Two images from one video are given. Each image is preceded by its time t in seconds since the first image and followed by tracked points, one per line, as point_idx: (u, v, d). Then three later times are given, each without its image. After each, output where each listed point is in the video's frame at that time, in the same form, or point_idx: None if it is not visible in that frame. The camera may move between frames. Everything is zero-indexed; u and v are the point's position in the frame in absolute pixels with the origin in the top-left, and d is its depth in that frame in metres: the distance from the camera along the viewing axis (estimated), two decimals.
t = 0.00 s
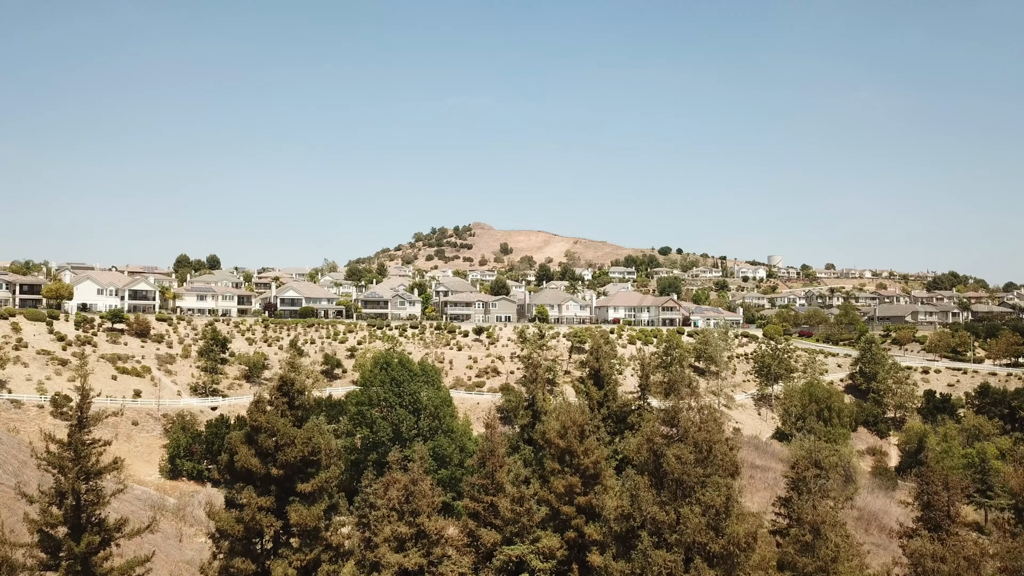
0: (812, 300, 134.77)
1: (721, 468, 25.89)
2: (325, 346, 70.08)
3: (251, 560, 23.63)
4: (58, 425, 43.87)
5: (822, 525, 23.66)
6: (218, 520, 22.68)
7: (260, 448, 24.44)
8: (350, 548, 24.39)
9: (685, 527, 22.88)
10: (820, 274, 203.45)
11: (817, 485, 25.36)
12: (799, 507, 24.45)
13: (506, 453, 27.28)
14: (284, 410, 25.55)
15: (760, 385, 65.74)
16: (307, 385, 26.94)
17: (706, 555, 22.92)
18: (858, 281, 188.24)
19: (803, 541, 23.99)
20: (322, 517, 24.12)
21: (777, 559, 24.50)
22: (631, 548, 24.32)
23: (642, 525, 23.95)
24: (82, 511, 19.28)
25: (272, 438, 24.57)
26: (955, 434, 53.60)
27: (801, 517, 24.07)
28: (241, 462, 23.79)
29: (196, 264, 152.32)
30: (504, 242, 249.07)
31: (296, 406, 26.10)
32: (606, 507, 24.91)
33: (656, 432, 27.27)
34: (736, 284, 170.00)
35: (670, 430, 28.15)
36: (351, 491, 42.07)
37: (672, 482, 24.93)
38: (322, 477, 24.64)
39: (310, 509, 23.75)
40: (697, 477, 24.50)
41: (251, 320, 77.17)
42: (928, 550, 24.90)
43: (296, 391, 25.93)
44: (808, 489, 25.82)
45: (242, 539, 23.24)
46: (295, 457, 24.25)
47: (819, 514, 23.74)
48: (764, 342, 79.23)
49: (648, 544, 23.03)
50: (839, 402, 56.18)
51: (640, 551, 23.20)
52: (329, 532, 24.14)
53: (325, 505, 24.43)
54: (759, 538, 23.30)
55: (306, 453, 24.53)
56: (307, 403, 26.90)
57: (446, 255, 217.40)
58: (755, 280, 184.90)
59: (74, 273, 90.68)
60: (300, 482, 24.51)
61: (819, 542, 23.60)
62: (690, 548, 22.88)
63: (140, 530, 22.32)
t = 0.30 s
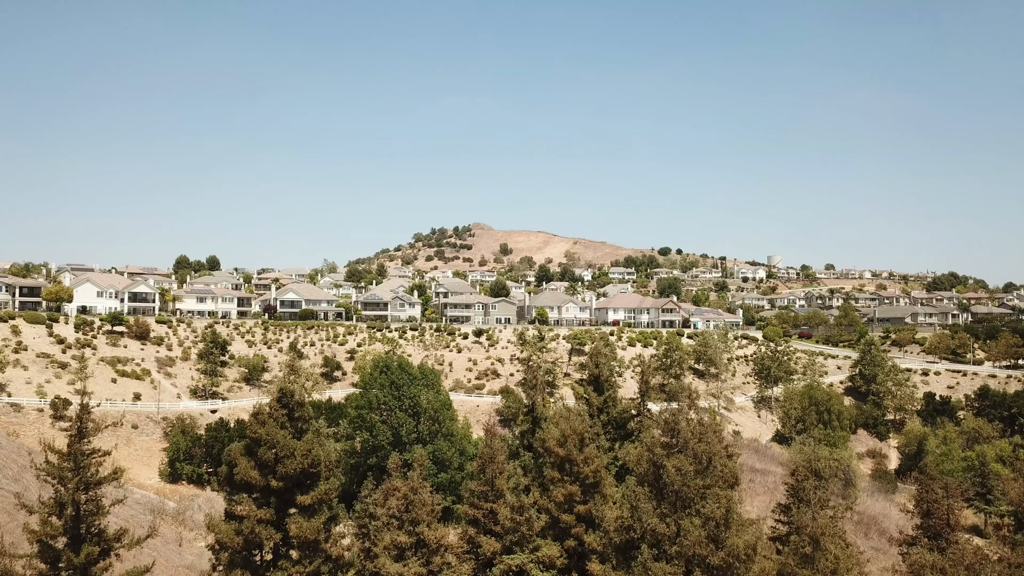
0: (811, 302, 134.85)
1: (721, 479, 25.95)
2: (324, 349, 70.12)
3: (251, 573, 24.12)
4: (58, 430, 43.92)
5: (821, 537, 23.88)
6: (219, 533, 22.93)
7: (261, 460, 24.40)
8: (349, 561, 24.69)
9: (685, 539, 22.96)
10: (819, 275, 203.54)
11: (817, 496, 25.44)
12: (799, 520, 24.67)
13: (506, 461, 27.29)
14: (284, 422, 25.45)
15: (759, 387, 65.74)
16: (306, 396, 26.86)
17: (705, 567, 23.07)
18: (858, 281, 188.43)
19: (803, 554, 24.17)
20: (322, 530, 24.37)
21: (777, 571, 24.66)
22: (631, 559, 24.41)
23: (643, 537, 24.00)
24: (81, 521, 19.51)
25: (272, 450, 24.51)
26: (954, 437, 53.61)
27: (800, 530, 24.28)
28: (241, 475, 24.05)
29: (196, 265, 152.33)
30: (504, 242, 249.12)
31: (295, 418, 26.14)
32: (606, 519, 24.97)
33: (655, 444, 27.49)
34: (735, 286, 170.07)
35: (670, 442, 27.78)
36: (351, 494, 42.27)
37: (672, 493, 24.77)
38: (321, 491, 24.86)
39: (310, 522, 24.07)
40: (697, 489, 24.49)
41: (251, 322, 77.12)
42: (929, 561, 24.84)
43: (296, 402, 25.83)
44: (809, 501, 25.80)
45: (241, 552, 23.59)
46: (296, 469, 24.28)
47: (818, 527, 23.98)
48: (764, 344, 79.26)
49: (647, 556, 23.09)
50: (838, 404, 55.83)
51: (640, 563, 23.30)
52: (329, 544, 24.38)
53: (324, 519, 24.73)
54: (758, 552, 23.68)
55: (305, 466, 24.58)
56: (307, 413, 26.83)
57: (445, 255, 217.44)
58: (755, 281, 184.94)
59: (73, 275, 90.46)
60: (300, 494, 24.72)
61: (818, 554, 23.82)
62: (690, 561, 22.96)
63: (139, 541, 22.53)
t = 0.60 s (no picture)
0: (811, 303, 134.90)
1: (720, 491, 26.21)
2: (324, 351, 70.17)
3: None
4: (58, 434, 43.97)
5: (821, 550, 23.96)
6: (219, 547, 23.24)
7: (262, 474, 24.79)
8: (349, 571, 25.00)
9: (686, 551, 22.93)
10: (819, 275, 203.62)
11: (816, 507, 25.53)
12: (797, 533, 24.81)
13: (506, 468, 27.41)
14: (283, 435, 25.76)
15: (759, 389, 65.79)
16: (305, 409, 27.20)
17: None
18: (858, 282, 188.59)
19: (802, 566, 24.32)
20: (322, 542, 24.76)
21: None
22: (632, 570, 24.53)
23: (643, 549, 24.04)
24: (80, 532, 19.78)
25: (272, 463, 24.86)
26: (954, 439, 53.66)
27: (799, 543, 24.44)
28: (240, 488, 24.48)
29: (196, 266, 152.59)
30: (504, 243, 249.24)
31: (295, 432, 26.64)
32: (607, 532, 25.15)
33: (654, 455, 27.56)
34: (735, 287, 170.16)
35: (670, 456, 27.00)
36: (352, 498, 42.49)
37: (672, 507, 24.95)
38: (321, 503, 25.27)
39: (310, 533, 24.47)
40: (696, 501, 24.70)
41: (251, 325, 77.15)
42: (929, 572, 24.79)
43: (296, 415, 26.32)
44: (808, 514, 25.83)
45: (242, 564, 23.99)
46: (295, 483, 24.65)
47: (817, 541, 24.11)
48: (764, 346, 79.30)
49: (648, 568, 23.10)
50: (838, 406, 55.66)
51: None
52: (329, 557, 24.76)
53: (324, 531, 25.09)
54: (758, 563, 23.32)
55: (305, 479, 24.99)
56: (306, 425, 27.23)
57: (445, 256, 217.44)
58: (755, 282, 185.02)
59: (73, 277, 90.40)
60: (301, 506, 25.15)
61: (818, 567, 23.90)
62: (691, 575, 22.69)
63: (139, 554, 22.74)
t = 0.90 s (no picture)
0: (811, 304, 134.89)
1: (719, 501, 26.37)
2: (324, 354, 70.18)
3: None
4: (57, 438, 43.97)
5: (821, 561, 24.12)
6: (219, 560, 23.63)
7: (261, 486, 25.21)
8: None
9: (686, 563, 23.13)
10: (818, 276, 203.66)
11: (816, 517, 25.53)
12: (798, 544, 24.99)
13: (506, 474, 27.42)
14: (282, 447, 26.24)
15: (759, 392, 65.79)
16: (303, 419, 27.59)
17: None
18: (857, 283, 188.54)
19: None
20: (320, 555, 25.28)
21: None
22: None
23: (642, 560, 23.98)
24: (80, 542, 19.94)
25: (272, 475, 25.40)
26: (954, 442, 53.64)
27: (799, 555, 24.58)
28: (240, 501, 24.98)
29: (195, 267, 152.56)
30: (503, 244, 249.25)
31: (294, 443, 27.13)
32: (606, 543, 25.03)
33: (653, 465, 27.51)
34: (734, 288, 170.16)
35: (670, 466, 27.21)
36: (352, 502, 42.71)
37: (671, 519, 24.92)
38: (320, 516, 25.89)
39: (309, 546, 24.89)
40: (696, 513, 24.81)
41: (251, 327, 77.16)
42: None
43: (295, 427, 26.81)
44: (809, 525, 25.80)
45: None
46: (295, 495, 25.15)
47: (818, 553, 24.24)
48: (763, 348, 79.31)
49: None
50: (838, 409, 55.64)
51: None
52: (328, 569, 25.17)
53: (322, 545, 25.64)
54: None
55: (305, 490, 25.50)
56: (305, 436, 27.72)
57: (445, 257, 217.41)
58: (754, 283, 185.05)
59: (72, 280, 90.36)
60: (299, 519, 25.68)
61: None
62: None
63: (137, 563, 22.88)
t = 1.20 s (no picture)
0: (810, 305, 134.97)
1: (719, 512, 26.27)
2: (323, 356, 70.19)
3: None
4: (57, 441, 43.98)
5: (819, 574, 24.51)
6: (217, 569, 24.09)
7: (261, 498, 25.81)
8: None
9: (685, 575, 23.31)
10: (818, 276, 203.86)
11: (815, 530, 25.72)
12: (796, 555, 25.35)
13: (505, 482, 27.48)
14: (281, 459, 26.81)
15: (758, 394, 65.83)
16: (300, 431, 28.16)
17: None
18: (857, 283, 188.75)
19: None
20: (319, 565, 25.78)
21: None
22: None
23: (642, 571, 23.94)
24: (78, 553, 20.16)
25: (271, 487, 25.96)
26: (953, 445, 53.69)
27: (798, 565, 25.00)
28: (240, 511, 25.58)
29: (195, 268, 152.60)
30: (503, 245, 249.33)
31: (292, 454, 27.76)
32: (605, 553, 25.12)
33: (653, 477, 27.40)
34: (734, 288, 170.23)
35: (668, 479, 27.10)
36: (352, 504, 43.08)
37: (669, 530, 25.22)
38: (320, 526, 26.37)
39: (308, 557, 25.41)
40: (697, 525, 24.86)
41: (250, 330, 77.18)
42: None
43: (293, 439, 27.44)
44: (808, 536, 25.95)
45: None
46: (294, 507, 25.57)
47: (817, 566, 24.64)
48: (763, 351, 79.34)
49: None
50: (838, 412, 55.68)
51: None
52: None
53: (321, 556, 26.09)
54: None
55: (304, 501, 25.98)
56: (304, 449, 28.51)
57: (444, 258, 217.37)
58: (754, 284, 185.11)
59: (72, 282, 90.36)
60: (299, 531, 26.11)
61: None
62: None
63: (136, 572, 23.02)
